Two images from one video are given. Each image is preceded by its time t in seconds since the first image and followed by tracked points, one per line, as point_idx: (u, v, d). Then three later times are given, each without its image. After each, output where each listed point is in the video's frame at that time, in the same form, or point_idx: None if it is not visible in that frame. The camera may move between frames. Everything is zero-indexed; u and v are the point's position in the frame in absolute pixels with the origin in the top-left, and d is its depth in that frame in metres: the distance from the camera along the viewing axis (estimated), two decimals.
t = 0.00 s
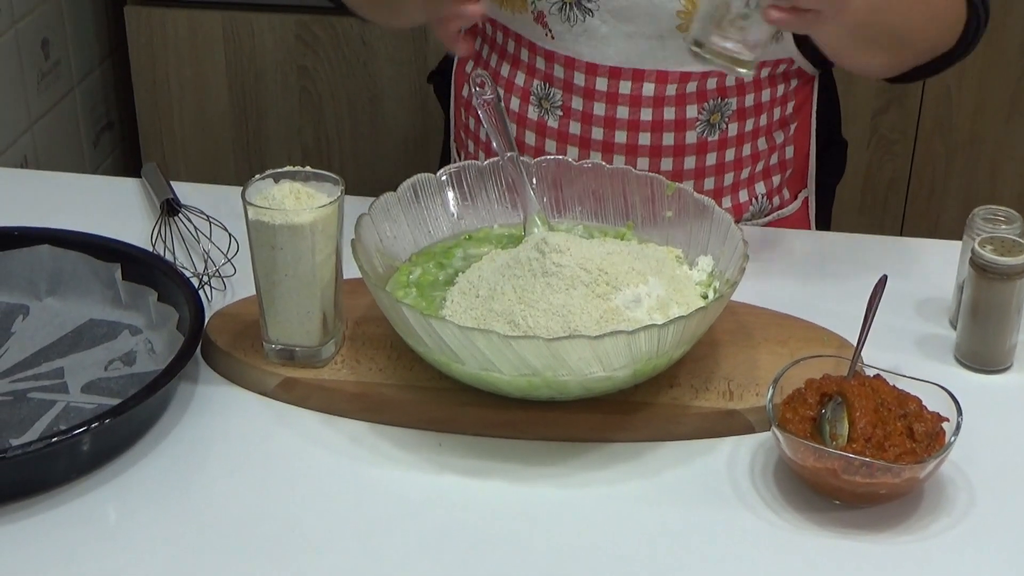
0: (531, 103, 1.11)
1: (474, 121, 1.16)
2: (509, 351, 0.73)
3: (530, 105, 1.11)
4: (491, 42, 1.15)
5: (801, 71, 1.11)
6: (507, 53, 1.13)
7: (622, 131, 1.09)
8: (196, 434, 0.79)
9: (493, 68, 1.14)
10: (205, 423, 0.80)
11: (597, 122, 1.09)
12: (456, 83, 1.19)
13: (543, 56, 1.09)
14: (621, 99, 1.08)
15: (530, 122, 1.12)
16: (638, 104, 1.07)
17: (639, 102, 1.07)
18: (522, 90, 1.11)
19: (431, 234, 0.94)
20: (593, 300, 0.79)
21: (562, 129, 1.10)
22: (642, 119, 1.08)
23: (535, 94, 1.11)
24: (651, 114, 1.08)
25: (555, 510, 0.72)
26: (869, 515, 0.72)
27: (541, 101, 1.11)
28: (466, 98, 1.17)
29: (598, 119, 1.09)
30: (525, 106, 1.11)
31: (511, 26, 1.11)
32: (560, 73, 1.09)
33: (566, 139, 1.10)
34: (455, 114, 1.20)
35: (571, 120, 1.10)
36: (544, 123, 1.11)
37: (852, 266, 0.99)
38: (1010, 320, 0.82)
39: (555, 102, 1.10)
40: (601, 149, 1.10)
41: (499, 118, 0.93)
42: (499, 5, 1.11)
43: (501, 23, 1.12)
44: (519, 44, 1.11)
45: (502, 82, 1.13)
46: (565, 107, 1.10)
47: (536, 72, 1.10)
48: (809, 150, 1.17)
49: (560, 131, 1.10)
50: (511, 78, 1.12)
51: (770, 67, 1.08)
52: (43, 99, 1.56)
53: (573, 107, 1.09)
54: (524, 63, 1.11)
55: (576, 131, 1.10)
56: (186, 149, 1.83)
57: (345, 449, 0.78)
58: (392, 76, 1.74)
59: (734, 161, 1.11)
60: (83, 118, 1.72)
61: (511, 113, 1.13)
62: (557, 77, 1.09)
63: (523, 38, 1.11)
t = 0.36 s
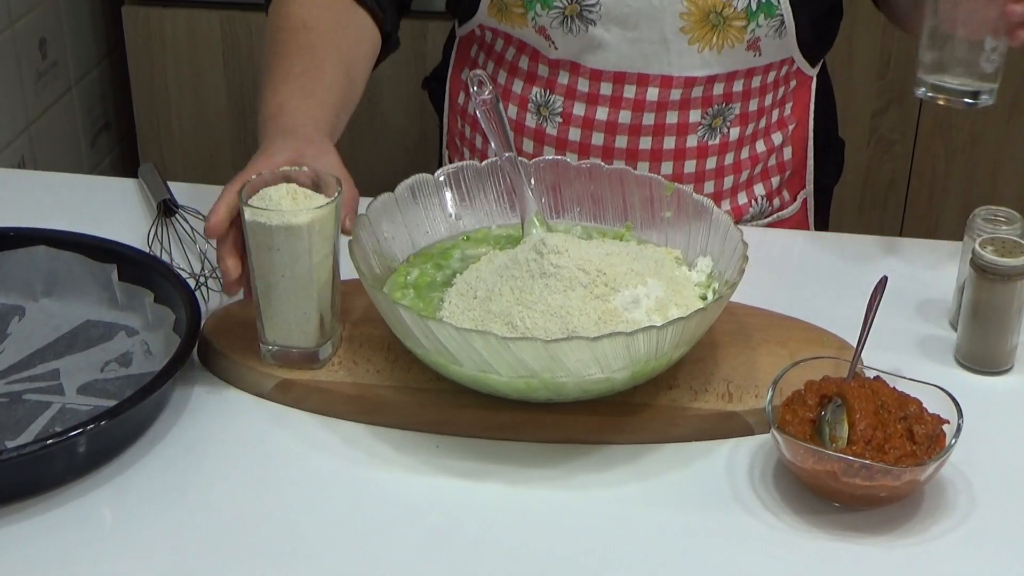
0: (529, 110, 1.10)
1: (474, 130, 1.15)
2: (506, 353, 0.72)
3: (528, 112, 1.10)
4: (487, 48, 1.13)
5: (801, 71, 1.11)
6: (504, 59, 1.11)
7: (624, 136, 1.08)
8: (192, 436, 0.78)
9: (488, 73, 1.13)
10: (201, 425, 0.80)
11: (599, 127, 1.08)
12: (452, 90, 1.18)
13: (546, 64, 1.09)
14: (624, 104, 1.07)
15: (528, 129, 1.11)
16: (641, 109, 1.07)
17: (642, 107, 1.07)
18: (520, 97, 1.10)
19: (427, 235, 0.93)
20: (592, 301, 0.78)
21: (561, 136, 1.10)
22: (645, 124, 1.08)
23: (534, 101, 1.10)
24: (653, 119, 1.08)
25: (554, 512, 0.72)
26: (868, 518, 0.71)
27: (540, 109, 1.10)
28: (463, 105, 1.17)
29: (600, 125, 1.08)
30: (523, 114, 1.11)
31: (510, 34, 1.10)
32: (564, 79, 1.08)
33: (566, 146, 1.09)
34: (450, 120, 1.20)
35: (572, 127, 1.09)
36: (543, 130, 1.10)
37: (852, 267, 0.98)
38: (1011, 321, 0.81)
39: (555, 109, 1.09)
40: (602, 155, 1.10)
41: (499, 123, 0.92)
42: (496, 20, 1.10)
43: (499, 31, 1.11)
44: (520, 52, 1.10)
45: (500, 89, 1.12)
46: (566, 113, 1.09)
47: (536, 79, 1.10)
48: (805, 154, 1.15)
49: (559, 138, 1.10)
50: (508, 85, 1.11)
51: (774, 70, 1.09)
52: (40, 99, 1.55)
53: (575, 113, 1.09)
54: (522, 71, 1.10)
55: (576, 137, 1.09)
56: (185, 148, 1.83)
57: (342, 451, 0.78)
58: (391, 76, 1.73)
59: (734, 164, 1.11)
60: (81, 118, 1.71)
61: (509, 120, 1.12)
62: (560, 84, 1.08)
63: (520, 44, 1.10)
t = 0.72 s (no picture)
0: (526, 114, 1.10)
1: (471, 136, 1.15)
2: (501, 354, 0.72)
3: (525, 117, 1.10)
4: (482, 52, 1.12)
5: (796, 70, 1.11)
6: (500, 64, 1.10)
7: (622, 138, 1.08)
8: (186, 438, 0.78)
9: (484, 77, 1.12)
10: (196, 427, 0.79)
11: (597, 130, 1.08)
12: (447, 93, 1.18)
13: (544, 69, 1.08)
14: (623, 106, 1.07)
15: (526, 134, 1.10)
16: (640, 111, 1.07)
17: (641, 109, 1.07)
18: (517, 102, 1.10)
19: (422, 235, 0.93)
20: (586, 301, 0.78)
21: (560, 139, 1.09)
22: (643, 125, 1.07)
23: (531, 105, 1.09)
24: (652, 121, 1.07)
25: (549, 513, 0.72)
26: (865, 517, 0.71)
27: (538, 112, 1.09)
28: (457, 109, 1.17)
29: (599, 128, 1.08)
30: (520, 119, 1.10)
31: (507, 39, 1.09)
32: (562, 83, 1.08)
33: (564, 150, 1.09)
34: (445, 124, 1.19)
35: (570, 130, 1.08)
36: (540, 134, 1.10)
37: (849, 266, 0.98)
38: (1008, 319, 0.81)
39: (553, 113, 1.09)
40: (601, 157, 1.09)
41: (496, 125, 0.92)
42: (494, 27, 1.08)
43: (495, 36, 1.10)
44: (518, 56, 1.09)
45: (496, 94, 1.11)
46: (564, 117, 1.09)
47: (534, 83, 1.09)
48: (800, 150, 1.16)
49: (557, 142, 1.09)
50: (505, 89, 1.11)
51: (772, 69, 1.09)
52: (36, 100, 1.55)
53: (573, 117, 1.08)
54: (518, 75, 1.10)
55: (574, 140, 1.09)
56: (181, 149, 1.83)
57: (337, 452, 0.77)
58: (388, 75, 1.73)
59: (732, 164, 1.11)
60: (77, 119, 1.71)
61: (506, 125, 1.11)
62: (558, 87, 1.08)
63: (514, 46, 1.09)
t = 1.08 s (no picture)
0: (521, 110, 1.10)
1: (467, 131, 1.15)
2: (496, 352, 0.72)
3: (521, 112, 1.10)
4: (479, 47, 1.13)
5: (792, 70, 1.10)
6: (496, 58, 1.11)
7: (616, 135, 1.08)
8: (183, 438, 0.78)
9: (480, 73, 1.12)
10: (193, 426, 0.79)
11: (591, 127, 1.08)
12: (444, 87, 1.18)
13: (537, 63, 1.08)
14: (615, 104, 1.07)
15: (521, 129, 1.11)
16: (633, 109, 1.07)
17: (634, 106, 1.07)
18: (512, 97, 1.10)
19: (418, 233, 0.93)
20: (583, 300, 0.77)
21: (554, 135, 1.09)
22: (636, 123, 1.07)
23: (526, 100, 1.09)
24: (645, 118, 1.07)
25: (546, 512, 0.71)
26: (864, 514, 0.71)
27: (532, 108, 1.09)
28: (455, 104, 1.16)
29: (592, 125, 1.08)
30: (516, 114, 1.10)
31: (501, 33, 1.09)
32: (555, 79, 1.08)
33: (559, 145, 1.09)
34: (443, 120, 1.19)
35: (564, 126, 1.09)
36: (535, 129, 1.10)
37: (847, 262, 0.98)
38: (1006, 315, 0.81)
39: (547, 109, 1.09)
40: (595, 154, 1.10)
41: (492, 122, 0.91)
42: (487, 16, 1.09)
43: (488, 29, 1.10)
44: (511, 51, 1.09)
45: (491, 89, 1.11)
46: (559, 113, 1.08)
47: (528, 79, 1.09)
48: (797, 151, 1.15)
49: (551, 138, 1.09)
50: (500, 84, 1.11)
51: (764, 67, 1.08)
52: (32, 100, 1.55)
53: (567, 113, 1.08)
54: (513, 70, 1.10)
55: (569, 136, 1.09)
56: (179, 148, 1.83)
57: (334, 452, 0.77)
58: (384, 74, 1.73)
59: (728, 162, 1.10)
60: (74, 119, 1.71)
61: (501, 120, 1.11)
62: (551, 83, 1.08)
63: (511, 43, 1.09)
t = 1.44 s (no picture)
0: (522, 104, 1.10)
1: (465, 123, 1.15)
2: (496, 351, 0.72)
3: (522, 106, 1.10)
4: (481, 41, 1.13)
5: (796, 70, 1.10)
6: (498, 52, 1.11)
7: (617, 130, 1.08)
8: (184, 437, 0.78)
9: (482, 66, 1.13)
10: (194, 425, 0.79)
11: (592, 122, 1.08)
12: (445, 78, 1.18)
13: (537, 57, 1.08)
14: (616, 98, 1.07)
15: (523, 123, 1.11)
16: (633, 104, 1.07)
17: (635, 102, 1.07)
18: (514, 91, 1.10)
19: (418, 232, 0.93)
20: (582, 300, 0.77)
21: (555, 129, 1.10)
22: (637, 119, 1.07)
23: (527, 94, 1.10)
24: (646, 114, 1.07)
25: (547, 510, 0.72)
26: (863, 512, 0.71)
27: (534, 102, 1.09)
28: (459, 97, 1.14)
29: (593, 119, 1.08)
30: (517, 107, 1.10)
31: (502, 26, 1.09)
32: (555, 73, 1.08)
33: (559, 140, 1.09)
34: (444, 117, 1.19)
35: (565, 120, 1.09)
36: (536, 123, 1.10)
37: (847, 260, 0.98)
38: (1005, 313, 0.81)
39: (548, 103, 1.09)
40: (596, 149, 1.10)
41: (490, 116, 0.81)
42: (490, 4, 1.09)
43: (489, 22, 1.11)
44: (512, 44, 1.10)
45: (493, 82, 1.12)
46: (559, 107, 1.09)
47: (529, 72, 1.09)
48: (802, 152, 1.14)
49: (553, 132, 1.10)
50: (502, 78, 1.11)
51: (766, 66, 1.08)
52: (33, 99, 1.55)
53: (568, 107, 1.08)
54: (515, 64, 1.10)
55: (569, 131, 1.09)
56: (179, 147, 1.83)
57: (335, 450, 0.77)
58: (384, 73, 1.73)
59: (728, 160, 1.10)
60: (74, 118, 1.71)
61: (503, 114, 1.12)
62: (552, 77, 1.08)
63: (513, 37, 1.09)
